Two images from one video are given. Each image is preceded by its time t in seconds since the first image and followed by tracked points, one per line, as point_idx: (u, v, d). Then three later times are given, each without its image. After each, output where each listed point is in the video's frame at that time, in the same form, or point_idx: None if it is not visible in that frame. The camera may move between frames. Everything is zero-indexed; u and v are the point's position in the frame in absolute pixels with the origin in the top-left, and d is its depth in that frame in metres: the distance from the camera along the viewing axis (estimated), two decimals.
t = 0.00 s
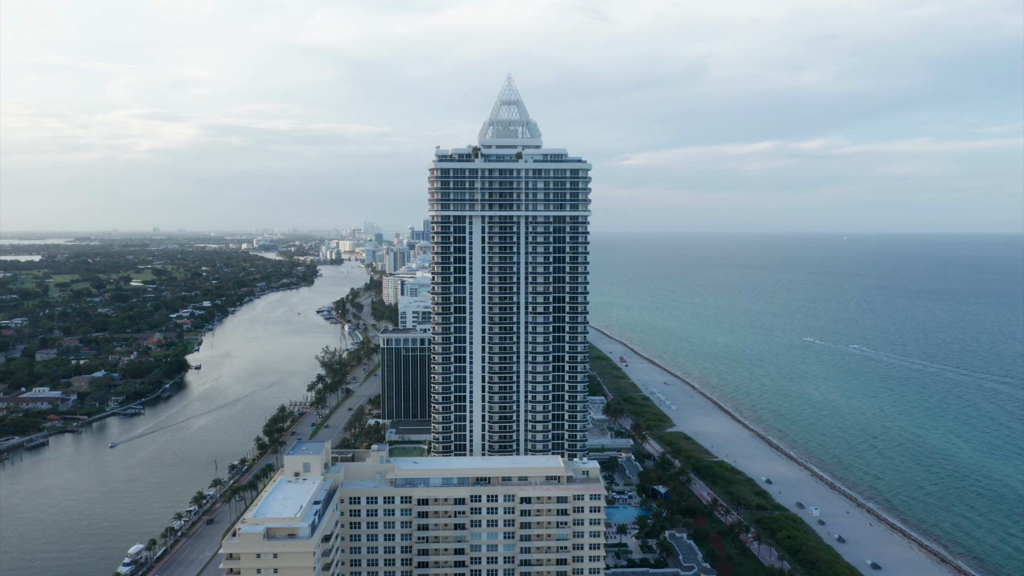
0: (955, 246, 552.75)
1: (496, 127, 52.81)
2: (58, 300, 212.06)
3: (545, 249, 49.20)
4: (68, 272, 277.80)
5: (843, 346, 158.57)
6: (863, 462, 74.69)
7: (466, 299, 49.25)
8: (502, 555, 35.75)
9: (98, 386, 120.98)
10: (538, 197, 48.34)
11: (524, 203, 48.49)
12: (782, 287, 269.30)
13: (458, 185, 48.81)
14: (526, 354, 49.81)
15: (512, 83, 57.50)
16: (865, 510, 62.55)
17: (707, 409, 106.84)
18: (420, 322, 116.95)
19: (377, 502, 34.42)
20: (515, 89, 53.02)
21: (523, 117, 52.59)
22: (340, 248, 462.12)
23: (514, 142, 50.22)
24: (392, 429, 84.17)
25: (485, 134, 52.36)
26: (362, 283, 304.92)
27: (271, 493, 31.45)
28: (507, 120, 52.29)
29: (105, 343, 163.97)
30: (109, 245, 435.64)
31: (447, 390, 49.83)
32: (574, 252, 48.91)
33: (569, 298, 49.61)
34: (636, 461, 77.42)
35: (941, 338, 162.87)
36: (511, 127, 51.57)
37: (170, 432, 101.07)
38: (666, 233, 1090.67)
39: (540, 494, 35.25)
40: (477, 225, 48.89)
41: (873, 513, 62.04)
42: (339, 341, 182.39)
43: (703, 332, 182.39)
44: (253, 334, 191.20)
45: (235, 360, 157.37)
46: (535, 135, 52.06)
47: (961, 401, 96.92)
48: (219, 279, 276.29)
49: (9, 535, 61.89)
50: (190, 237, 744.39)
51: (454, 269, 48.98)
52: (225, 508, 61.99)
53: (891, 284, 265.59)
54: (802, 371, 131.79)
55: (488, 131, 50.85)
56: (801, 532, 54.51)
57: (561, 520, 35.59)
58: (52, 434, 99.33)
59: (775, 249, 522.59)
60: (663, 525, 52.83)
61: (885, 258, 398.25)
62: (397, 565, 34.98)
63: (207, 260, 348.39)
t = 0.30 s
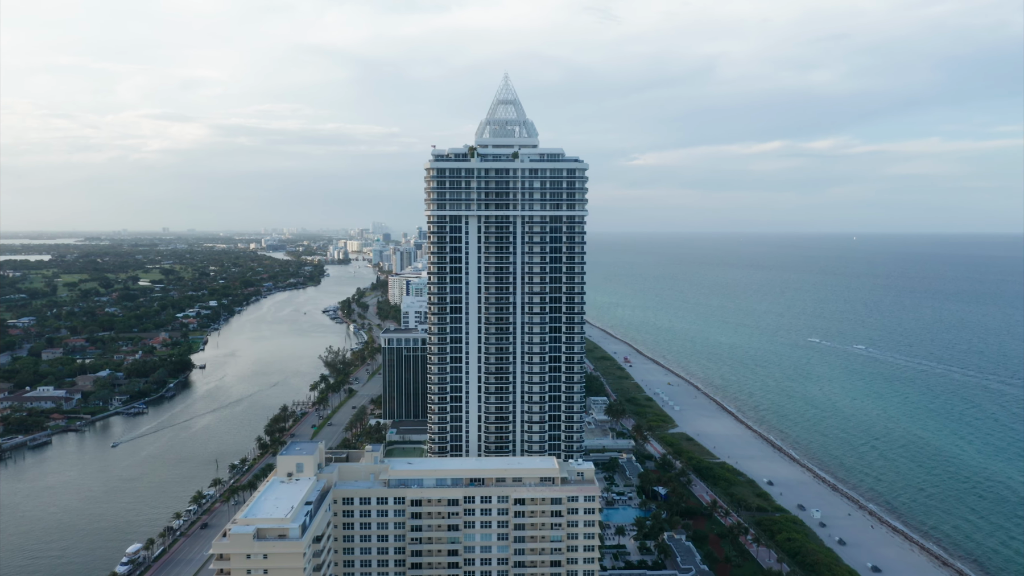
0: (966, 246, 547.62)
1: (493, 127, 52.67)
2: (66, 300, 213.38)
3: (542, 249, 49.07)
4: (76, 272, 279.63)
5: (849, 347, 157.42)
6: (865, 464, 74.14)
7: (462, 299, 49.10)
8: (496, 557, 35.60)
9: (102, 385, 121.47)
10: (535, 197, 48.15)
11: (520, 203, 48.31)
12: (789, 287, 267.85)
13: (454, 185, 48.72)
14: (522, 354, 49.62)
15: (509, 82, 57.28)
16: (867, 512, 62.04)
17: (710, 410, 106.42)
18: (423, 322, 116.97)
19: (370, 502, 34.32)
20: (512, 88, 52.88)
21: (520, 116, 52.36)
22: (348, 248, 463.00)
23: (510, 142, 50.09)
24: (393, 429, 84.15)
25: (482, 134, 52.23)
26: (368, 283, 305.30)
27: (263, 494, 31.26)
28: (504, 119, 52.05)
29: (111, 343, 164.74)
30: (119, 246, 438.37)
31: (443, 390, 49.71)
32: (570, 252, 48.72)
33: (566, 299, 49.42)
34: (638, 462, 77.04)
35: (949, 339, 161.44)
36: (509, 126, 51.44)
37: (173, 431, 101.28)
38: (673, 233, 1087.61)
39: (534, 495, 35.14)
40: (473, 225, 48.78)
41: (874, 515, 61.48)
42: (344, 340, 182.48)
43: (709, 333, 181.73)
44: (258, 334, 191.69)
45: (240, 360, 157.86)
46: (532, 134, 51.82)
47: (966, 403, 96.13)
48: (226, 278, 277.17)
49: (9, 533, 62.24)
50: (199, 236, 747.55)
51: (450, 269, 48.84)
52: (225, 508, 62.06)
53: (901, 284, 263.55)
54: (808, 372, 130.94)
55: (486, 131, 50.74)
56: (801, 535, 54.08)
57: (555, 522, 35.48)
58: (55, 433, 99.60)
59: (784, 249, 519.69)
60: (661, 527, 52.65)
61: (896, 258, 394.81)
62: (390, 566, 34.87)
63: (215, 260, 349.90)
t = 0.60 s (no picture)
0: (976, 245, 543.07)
1: (490, 126, 52.33)
2: (73, 300, 214.49)
3: (539, 250, 48.91)
4: (84, 272, 281.25)
5: (855, 347, 156.48)
6: (867, 465, 73.64)
7: (458, 300, 48.97)
8: (490, 558, 35.46)
9: (106, 385, 121.79)
10: (531, 197, 47.94)
11: (517, 203, 48.10)
12: (796, 288, 266.46)
13: (451, 185, 48.57)
14: (519, 355, 49.44)
15: (506, 81, 56.97)
16: (869, 515, 61.55)
17: (713, 411, 105.95)
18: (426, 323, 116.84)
19: (365, 503, 34.25)
20: (509, 87, 52.61)
21: (518, 116, 52.07)
22: (355, 248, 463.87)
23: (507, 141, 49.89)
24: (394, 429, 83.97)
25: (479, 133, 51.87)
26: (374, 283, 305.57)
27: (256, 494, 31.16)
28: (501, 119, 51.75)
29: (116, 343, 165.36)
30: (128, 246, 440.76)
31: (440, 391, 49.56)
32: (567, 253, 48.53)
33: (563, 299, 49.24)
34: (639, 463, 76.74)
35: (956, 340, 160.19)
36: (506, 125, 51.08)
37: (176, 431, 101.52)
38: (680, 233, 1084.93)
39: (528, 496, 35.00)
40: (470, 225, 48.61)
41: (876, 517, 61.03)
42: (348, 341, 182.67)
43: (714, 333, 181.11)
44: (263, 334, 192.03)
45: (245, 360, 158.16)
46: (529, 134, 51.52)
47: (971, 404, 95.40)
48: (233, 278, 278.08)
49: (9, 533, 62.48)
50: (206, 236, 750.52)
51: (446, 270, 48.74)
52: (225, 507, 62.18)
53: (909, 285, 261.63)
54: (813, 372, 130.21)
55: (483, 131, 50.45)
56: (802, 537, 53.72)
57: (550, 523, 35.31)
58: (59, 432, 99.81)
59: (793, 249, 517.01)
60: (660, 529, 52.44)
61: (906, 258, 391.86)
62: (384, 567, 34.75)
63: (222, 260, 351.23)
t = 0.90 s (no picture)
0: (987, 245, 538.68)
1: (488, 126, 52.11)
2: (81, 299, 215.58)
3: (536, 250, 48.75)
4: (93, 271, 282.93)
5: (861, 348, 155.27)
6: (869, 467, 73.08)
7: (455, 300, 48.89)
8: (485, 560, 35.31)
9: (110, 384, 122.21)
10: (528, 197, 47.73)
11: (514, 202, 47.88)
12: (803, 288, 264.78)
13: (448, 184, 48.42)
14: (516, 356, 49.29)
15: (503, 81, 56.77)
16: (871, 517, 61.01)
17: (717, 412, 105.38)
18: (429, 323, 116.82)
19: (359, 504, 34.20)
20: (506, 87, 52.44)
21: (515, 115, 51.82)
22: (363, 248, 464.91)
23: (505, 140, 49.56)
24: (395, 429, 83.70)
25: (477, 132, 51.63)
26: (380, 283, 305.92)
27: (249, 494, 31.02)
28: (499, 118, 51.56)
29: (122, 342, 166.06)
30: (138, 246, 443.08)
31: (437, 392, 49.47)
32: (565, 253, 48.32)
33: (561, 301, 49.06)
34: (640, 464, 76.40)
35: (964, 342, 158.63)
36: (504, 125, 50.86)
37: (178, 430, 101.70)
38: (687, 233, 1081.57)
39: (523, 497, 34.81)
40: (467, 225, 48.48)
41: (878, 519, 60.51)
42: (353, 341, 182.79)
43: (720, 333, 180.12)
44: (269, 333, 192.54)
45: (250, 359, 158.47)
46: (527, 133, 51.23)
47: (976, 405, 94.54)
48: (240, 278, 279.23)
49: (10, 532, 62.64)
50: (215, 236, 754.17)
51: (443, 270, 48.64)
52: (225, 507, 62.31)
53: (918, 286, 259.49)
54: (819, 373, 129.25)
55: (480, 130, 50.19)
56: (802, 539, 53.32)
57: (545, 525, 35.12)
58: (63, 431, 100.07)
59: (802, 249, 513.83)
60: (659, 531, 52.11)
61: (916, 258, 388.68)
62: (379, 567, 34.66)
63: (229, 260, 352.29)
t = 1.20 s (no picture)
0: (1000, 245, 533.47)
1: (486, 126, 52.00)
2: (90, 299, 216.99)
3: (534, 250, 48.57)
4: (102, 271, 284.91)
5: (868, 349, 154.19)
6: (873, 469, 72.48)
7: (453, 301, 48.77)
8: (481, 561, 35.17)
9: (116, 383, 122.80)
10: (526, 197, 47.55)
11: (512, 203, 47.76)
12: (811, 288, 263.32)
13: (445, 184, 48.34)
14: (514, 356, 49.17)
15: (503, 81, 56.56)
16: (875, 519, 60.48)
17: (722, 413, 104.82)
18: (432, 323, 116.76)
19: (354, 505, 34.13)
20: (505, 86, 52.30)
21: (514, 115, 51.68)
22: (371, 248, 466.07)
23: (503, 140, 49.27)
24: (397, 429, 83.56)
25: (475, 133, 51.58)
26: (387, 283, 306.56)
27: (243, 495, 30.97)
28: (498, 118, 51.42)
29: (129, 342, 167.03)
30: (148, 246, 445.13)
31: (434, 392, 49.45)
32: (563, 253, 48.10)
33: (559, 301, 48.85)
34: (642, 465, 76.03)
35: (973, 342, 157.15)
36: (502, 125, 50.70)
37: (182, 430, 102.05)
38: (695, 233, 1078.33)
39: (519, 499, 34.63)
40: (464, 225, 48.37)
41: (882, 522, 59.98)
42: (358, 341, 182.93)
43: (726, 334, 179.38)
44: (275, 333, 193.25)
45: (255, 359, 158.99)
46: (526, 132, 50.97)
47: (984, 407, 93.63)
48: (248, 278, 280.51)
49: (12, 531, 62.86)
50: (224, 236, 758.30)
51: (441, 270, 48.54)
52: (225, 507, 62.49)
53: (928, 286, 257.62)
54: (825, 374, 128.38)
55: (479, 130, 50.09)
56: (804, 542, 53.01)
57: (541, 526, 34.92)
58: (67, 430, 100.44)
59: (812, 249, 510.89)
60: (658, 532, 51.84)
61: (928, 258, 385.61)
62: (374, 568, 34.60)
63: (237, 259, 353.56)
